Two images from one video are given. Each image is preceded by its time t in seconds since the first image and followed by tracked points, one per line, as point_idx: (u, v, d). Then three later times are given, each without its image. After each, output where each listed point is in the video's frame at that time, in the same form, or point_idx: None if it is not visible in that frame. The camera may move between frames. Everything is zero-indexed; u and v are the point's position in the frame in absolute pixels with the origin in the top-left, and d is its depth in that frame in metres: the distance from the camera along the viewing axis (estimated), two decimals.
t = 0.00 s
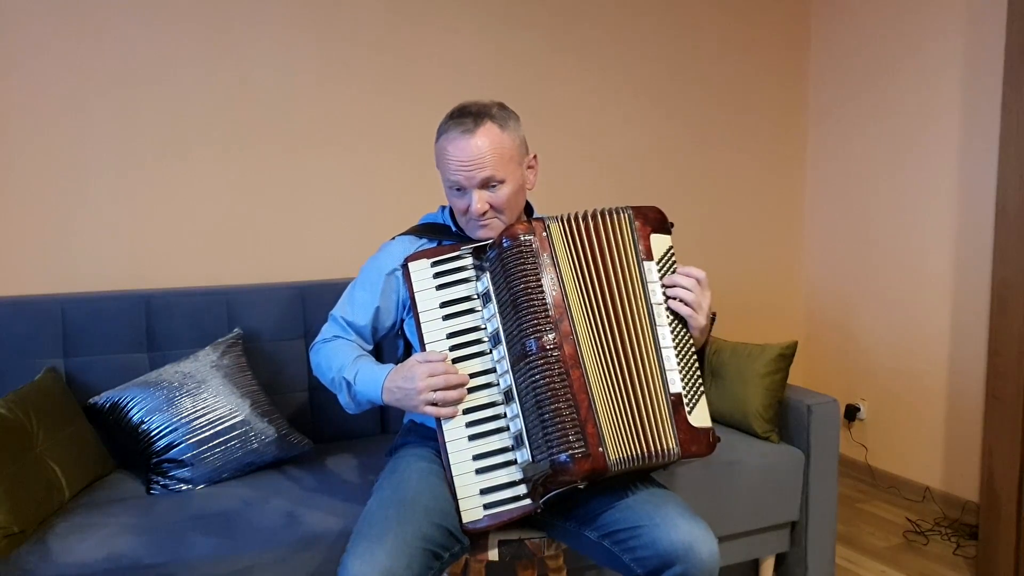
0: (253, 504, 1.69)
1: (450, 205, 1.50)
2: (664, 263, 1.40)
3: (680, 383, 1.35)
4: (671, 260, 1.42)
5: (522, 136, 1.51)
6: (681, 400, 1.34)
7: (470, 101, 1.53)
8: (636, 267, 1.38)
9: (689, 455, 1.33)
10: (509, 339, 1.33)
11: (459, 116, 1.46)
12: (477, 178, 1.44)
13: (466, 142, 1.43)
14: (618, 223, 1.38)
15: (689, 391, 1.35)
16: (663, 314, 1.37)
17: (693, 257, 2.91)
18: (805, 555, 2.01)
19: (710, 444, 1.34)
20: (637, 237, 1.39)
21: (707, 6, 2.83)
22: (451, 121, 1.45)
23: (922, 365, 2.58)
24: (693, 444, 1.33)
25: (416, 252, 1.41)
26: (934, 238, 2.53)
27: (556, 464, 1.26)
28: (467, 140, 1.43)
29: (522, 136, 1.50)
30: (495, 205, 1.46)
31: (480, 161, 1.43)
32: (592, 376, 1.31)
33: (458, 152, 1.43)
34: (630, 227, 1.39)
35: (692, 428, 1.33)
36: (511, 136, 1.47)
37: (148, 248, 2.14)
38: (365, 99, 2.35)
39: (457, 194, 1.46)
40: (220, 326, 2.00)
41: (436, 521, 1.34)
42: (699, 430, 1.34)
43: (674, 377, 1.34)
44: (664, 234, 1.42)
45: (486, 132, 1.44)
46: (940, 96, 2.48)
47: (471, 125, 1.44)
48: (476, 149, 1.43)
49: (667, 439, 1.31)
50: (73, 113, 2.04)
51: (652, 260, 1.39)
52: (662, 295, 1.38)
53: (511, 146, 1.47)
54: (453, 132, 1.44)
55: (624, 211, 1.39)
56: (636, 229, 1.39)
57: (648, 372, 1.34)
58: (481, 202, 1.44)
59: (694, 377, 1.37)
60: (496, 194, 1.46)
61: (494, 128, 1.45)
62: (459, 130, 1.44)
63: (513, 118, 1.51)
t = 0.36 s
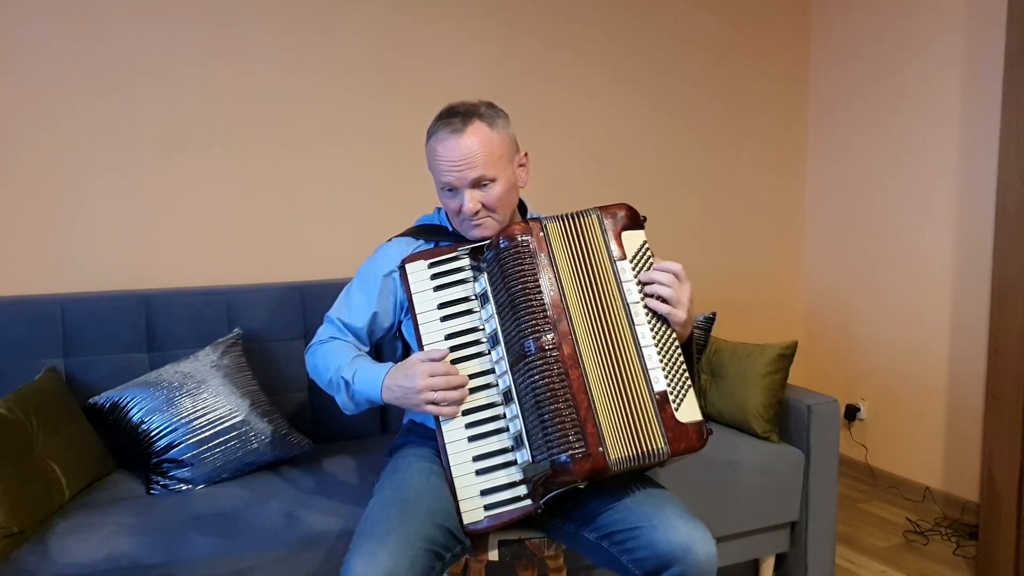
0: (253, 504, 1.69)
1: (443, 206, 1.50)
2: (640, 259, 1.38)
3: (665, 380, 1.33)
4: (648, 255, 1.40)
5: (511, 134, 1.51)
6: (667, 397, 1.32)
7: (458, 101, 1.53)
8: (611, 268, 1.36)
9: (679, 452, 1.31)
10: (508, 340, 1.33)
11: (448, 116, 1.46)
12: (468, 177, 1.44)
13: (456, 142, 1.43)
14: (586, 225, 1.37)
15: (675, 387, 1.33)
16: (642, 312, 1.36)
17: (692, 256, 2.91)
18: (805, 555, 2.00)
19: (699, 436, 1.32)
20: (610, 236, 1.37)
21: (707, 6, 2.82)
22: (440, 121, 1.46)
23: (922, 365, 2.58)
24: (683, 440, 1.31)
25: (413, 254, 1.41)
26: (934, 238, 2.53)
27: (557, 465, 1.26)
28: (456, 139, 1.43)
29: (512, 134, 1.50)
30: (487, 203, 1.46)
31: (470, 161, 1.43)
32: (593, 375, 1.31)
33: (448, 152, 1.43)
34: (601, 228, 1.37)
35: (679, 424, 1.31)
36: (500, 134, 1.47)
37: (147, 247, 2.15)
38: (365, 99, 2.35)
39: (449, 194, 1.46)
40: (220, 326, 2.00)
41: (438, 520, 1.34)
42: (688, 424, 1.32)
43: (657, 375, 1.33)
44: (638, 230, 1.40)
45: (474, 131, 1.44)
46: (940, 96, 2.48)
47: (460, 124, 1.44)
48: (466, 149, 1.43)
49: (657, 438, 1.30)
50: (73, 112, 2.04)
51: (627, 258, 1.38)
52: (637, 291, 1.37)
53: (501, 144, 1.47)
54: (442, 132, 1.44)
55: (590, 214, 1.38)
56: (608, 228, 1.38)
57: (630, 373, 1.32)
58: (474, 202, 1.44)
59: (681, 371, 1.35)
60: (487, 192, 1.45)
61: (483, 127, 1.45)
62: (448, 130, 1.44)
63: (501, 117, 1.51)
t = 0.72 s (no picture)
0: (254, 504, 1.69)
1: (433, 209, 1.50)
2: (622, 263, 1.38)
3: (646, 384, 1.33)
4: (631, 258, 1.40)
5: (496, 135, 1.51)
6: (649, 401, 1.32)
7: (440, 104, 1.53)
8: (593, 273, 1.36)
9: (658, 456, 1.31)
10: (506, 341, 1.33)
11: (431, 121, 1.46)
12: (456, 181, 1.43)
13: (441, 146, 1.42)
14: (566, 229, 1.36)
15: (657, 390, 1.33)
16: (625, 317, 1.35)
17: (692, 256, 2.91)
18: (805, 555, 2.00)
19: (681, 440, 1.32)
20: (591, 240, 1.37)
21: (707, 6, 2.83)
22: (424, 126, 1.45)
23: (922, 365, 2.58)
24: (661, 445, 1.31)
25: (409, 258, 1.41)
26: (934, 238, 2.53)
27: (559, 465, 1.26)
28: (442, 144, 1.43)
29: (497, 134, 1.50)
30: (478, 205, 1.46)
31: (458, 164, 1.42)
32: (592, 376, 1.31)
33: (435, 157, 1.43)
34: (582, 232, 1.37)
35: (661, 427, 1.31)
36: (485, 135, 1.47)
37: (148, 247, 2.15)
38: (365, 99, 2.35)
39: (438, 198, 1.46)
40: (220, 326, 2.00)
41: (445, 522, 1.33)
42: (671, 426, 1.32)
43: (639, 379, 1.32)
44: (622, 233, 1.40)
45: (459, 134, 1.44)
46: (940, 96, 2.48)
47: (445, 128, 1.44)
48: (453, 153, 1.42)
49: (636, 442, 1.30)
50: (74, 111, 2.04)
51: (609, 261, 1.37)
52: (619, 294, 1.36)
53: (486, 146, 1.47)
54: (427, 137, 1.44)
55: (574, 217, 1.37)
56: (589, 232, 1.37)
57: (612, 378, 1.31)
58: (464, 204, 1.44)
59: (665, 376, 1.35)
60: (477, 194, 1.45)
61: (468, 129, 1.45)
62: (433, 134, 1.44)
63: (485, 118, 1.51)
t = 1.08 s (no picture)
0: (254, 504, 1.69)
1: (444, 207, 1.51)
2: (621, 264, 1.39)
3: (642, 384, 1.32)
4: (629, 260, 1.40)
5: (511, 136, 1.51)
6: (644, 401, 1.31)
7: (456, 103, 1.53)
8: (591, 273, 1.36)
9: (654, 456, 1.30)
10: (507, 338, 1.33)
11: (449, 118, 1.46)
12: (471, 179, 1.44)
13: (458, 144, 1.43)
14: (567, 228, 1.37)
15: (653, 391, 1.32)
16: (622, 317, 1.36)
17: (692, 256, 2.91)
18: (805, 555, 2.00)
19: (676, 440, 1.31)
20: (590, 241, 1.38)
21: (707, 6, 2.82)
22: (442, 123, 1.45)
23: (922, 365, 2.58)
24: (657, 445, 1.30)
25: (413, 255, 1.42)
26: (934, 238, 2.53)
27: (556, 462, 1.26)
28: (459, 141, 1.43)
29: (512, 135, 1.51)
30: (489, 205, 1.46)
31: (473, 162, 1.43)
32: (591, 374, 1.31)
33: (451, 154, 1.43)
34: (581, 233, 1.37)
35: (656, 427, 1.30)
36: (501, 135, 1.48)
37: (147, 248, 2.15)
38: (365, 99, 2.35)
39: (450, 196, 1.46)
40: (220, 326, 2.00)
41: (436, 519, 1.34)
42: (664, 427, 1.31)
43: (635, 378, 1.32)
44: (621, 234, 1.40)
45: (477, 132, 1.44)
46: (940, 96, 2.48)
47: (462, 126, 1.44)
48: (470, 151, 1.43)
49: (631, 441, 1.29)
50: (73, 112, 2.04)
51: (607, 262, 1.38)
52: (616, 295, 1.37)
53: (502, 146, 1.47)
54: (444, 134, 1.44)
55: (571, 217, 1.38)
56: (588, 233, 1.38)
57: (609, 376, 1.31)
58: (476, 203, 1.45)
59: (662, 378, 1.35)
60: (490, 194, 1.46)
61: (485, 128, 1.45)
62: (450, 132, 1.44)
63: (501, 118, 1.51)
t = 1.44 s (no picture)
0: (254, 504, 1.69)
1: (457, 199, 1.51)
2: (634, 267, 1.37)
3: (642, 390, 1.32)
4: (644, 263, 1.38)
5: (532, 133, 1.51)
6: (642, 407, 1.31)
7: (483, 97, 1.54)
8: (602, 274, 1.35)
9: (648, 462, 1.29)
10: (509, 336, 1.33)
11: (470, 109, 1.47)
12: (481, 170, 1.44)
13: (474, 133, 1.43)
14: (581, 229, 1.36)
15: (652, 399, 1.32)
16: (629, 321, 1.35)
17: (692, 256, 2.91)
18: (805, 555, 2.00)
19: (673, 449, 1.30)
20: (603, 243, 1.37)
21: (707, 6, 2.82)
22: (461, 113, 1.46)
23: (922, 365, 2.58)
24: (650, 452, 1.29)
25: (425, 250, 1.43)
26: (934, 238, 2.53)
27: (547, 462, 1.26)
28: (475, 132, 1.44)
29: (533, 132, 1.51)
30: (498, 197, 1.45)
31: (486, 153, 1.43)
32: (588, 375, 1.31)
33: (465, 143, 1.44)
34: (595, 234, 1.36)
35: (650, 434, 1.30)
36: (520, 130, 1.48)
37: (147, 247, 2.15)
38: (365, 99, 2.35)
39: (463, 185, 1.47)
40: (220, 326, 2.00)
41: (436, 519, 1.33)
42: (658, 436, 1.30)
43: (634, 383, 1.32)
44: (640, 237, 1.38)
45: (494, 124, 1.44)
46: (940, 96, 2.48)
47: (479, 117, 1.45)
48: (484, 141, 1.43)
49: (624, 445, 1.29)
50: (73, 112, 2.04)
51: (620, 265, 1.36)
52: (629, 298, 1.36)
53: (519, 140, 1.47)
54: (462, 123, 1.45)
55: (588, 217, 1.37)
56: (602, 235, 1.37)
57: (607, 378, 1.31)
58: (485, 194, 1.44)
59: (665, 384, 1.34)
60: (499, 186, 1.45)
61: (503, 121, 1.45)
62: (467, 122, 1.45)
63: (525, 115, 1.51)
